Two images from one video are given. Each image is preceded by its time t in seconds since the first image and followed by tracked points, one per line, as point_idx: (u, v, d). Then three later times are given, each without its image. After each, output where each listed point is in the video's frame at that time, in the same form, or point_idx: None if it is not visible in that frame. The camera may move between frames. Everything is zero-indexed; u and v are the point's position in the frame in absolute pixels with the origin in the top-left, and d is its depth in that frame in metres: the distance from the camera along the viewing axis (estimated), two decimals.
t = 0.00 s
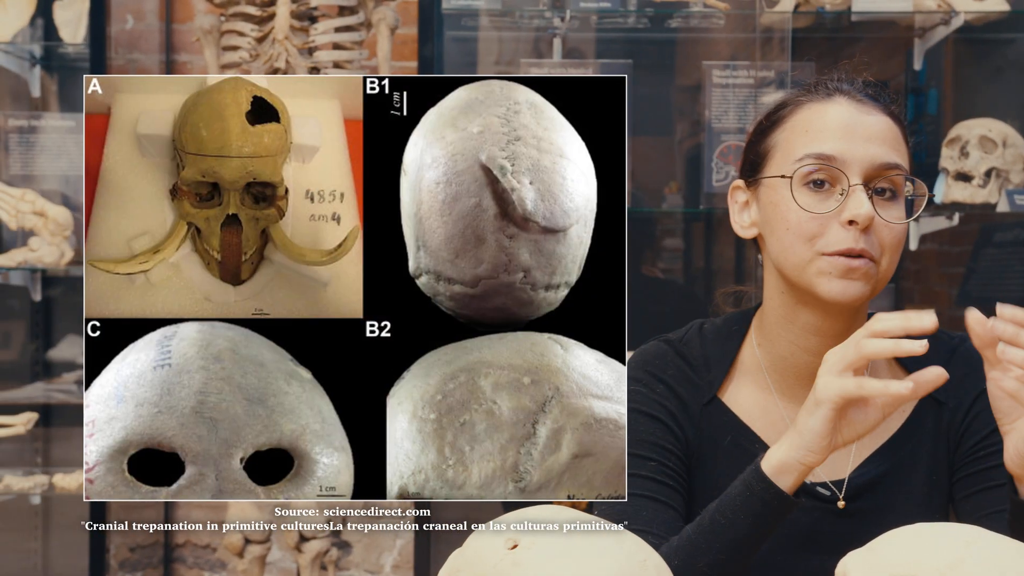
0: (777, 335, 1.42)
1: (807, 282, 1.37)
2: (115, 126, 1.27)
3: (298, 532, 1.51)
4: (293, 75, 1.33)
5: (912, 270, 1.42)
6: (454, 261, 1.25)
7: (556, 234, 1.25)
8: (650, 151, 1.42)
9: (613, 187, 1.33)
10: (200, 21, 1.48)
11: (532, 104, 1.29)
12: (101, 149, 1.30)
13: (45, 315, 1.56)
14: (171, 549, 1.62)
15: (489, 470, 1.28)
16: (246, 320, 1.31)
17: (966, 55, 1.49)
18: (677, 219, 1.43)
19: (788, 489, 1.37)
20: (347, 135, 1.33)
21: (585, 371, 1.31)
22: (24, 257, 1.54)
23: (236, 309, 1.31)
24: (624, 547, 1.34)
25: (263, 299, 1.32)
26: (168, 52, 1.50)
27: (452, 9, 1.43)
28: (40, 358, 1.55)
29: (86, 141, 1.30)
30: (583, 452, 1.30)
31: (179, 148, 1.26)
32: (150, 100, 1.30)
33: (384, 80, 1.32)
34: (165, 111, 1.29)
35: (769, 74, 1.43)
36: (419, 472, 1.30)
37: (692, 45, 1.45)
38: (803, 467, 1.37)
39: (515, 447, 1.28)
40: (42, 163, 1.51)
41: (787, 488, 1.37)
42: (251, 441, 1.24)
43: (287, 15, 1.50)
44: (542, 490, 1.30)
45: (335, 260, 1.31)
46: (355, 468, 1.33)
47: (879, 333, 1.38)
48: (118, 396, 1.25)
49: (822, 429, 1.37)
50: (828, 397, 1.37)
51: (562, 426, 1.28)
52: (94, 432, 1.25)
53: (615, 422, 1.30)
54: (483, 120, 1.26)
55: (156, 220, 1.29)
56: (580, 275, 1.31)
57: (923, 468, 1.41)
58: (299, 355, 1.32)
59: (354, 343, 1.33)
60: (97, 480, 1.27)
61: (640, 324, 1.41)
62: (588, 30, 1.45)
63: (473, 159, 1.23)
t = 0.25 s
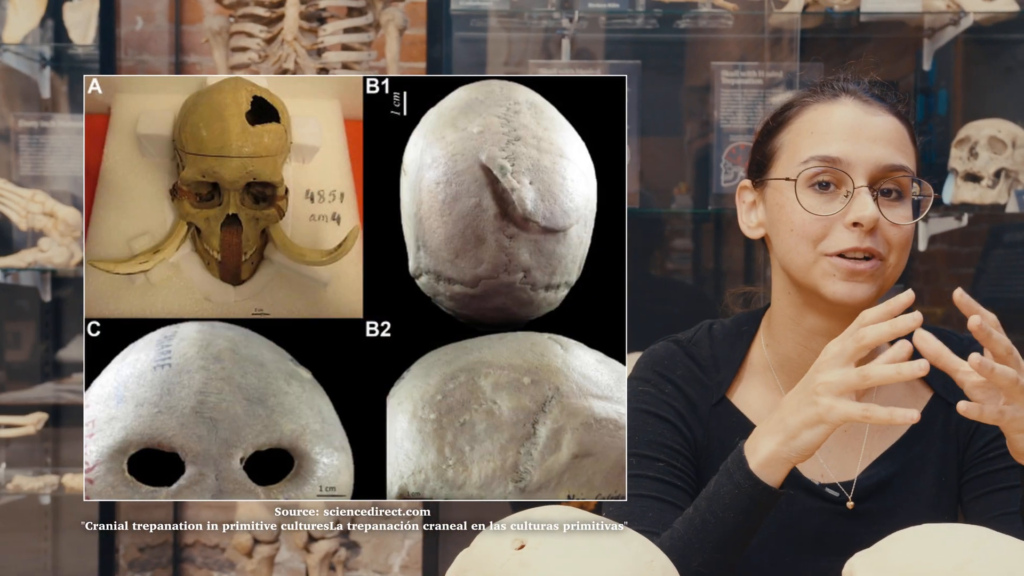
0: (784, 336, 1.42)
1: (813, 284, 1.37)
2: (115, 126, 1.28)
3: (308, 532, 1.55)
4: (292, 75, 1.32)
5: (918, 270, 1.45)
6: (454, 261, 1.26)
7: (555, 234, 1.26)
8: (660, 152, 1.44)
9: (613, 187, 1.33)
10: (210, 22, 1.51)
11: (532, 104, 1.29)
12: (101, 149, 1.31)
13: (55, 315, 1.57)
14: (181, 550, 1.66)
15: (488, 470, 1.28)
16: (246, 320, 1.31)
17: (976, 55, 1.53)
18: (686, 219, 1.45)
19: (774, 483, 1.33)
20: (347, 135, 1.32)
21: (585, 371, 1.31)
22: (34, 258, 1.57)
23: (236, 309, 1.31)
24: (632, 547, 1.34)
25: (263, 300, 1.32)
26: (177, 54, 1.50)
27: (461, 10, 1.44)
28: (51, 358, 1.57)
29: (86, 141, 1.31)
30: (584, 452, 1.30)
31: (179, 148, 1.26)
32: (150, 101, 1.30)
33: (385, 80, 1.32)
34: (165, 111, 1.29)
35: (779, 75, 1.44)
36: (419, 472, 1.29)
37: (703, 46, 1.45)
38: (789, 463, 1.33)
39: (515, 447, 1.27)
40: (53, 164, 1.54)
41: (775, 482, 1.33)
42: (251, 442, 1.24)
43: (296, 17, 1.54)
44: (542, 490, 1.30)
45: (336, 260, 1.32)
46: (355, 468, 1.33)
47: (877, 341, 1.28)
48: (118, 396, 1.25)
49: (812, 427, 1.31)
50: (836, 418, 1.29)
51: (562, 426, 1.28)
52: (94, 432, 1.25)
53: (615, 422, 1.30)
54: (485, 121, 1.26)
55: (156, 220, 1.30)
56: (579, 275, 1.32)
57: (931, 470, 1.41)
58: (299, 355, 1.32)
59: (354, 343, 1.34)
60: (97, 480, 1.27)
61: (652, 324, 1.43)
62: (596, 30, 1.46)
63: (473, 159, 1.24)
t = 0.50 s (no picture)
0: (788, 337, 1.42)
1: (817, 285, 1.37)
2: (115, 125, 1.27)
3: (314, 533, 1.56)
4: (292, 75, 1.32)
5: (924, 270, 1.45)
6: (454, 261, 1.26)
7: (556, 234, 1.26)
8: (667, 153, 1.46)
9: (613, 187, 1.32)
10: (217, 24, 1.53)
11: (533, 104, 1.29)
12: (101, 149, 1.30)
13: (63, 316, 1.57)
14: (187, 551, 1.71)
15: (488, 470, 1.28)
16: (246, 320, 1.31)
17: (982, 56, 1.53)
18: (693, 221, 1.45)
19: (769, 486, 1.32)
20: (347, 135, 1.32)
21: (585, 371, 1.31)
22: (42, 259, 1.57)
23: (236, 309, 1.31)
24: (634, 548, 1.34)
25: (263, 300, 1.31)
26: (185, 55, 1.54)
27: (467, 12, 1.45)
28: (59, 359, 1.57)
29: (86, 141, 1.30)
30: (584, 452, 1.30)
31: (179, 149, 1.26)
32: (150, 101, 1.29)
33: (385, 80, 1.32)
34: (165, 111, 1.29)
35: (785, 77, 1.45)
36: (419, 472, 1.29)
37: (709, 48, 1.47)
38: (784, 465, 1.32)
39: (515, 447, 1.28)
40: (61, 165, 1.56)
41: (771, 484, 1.32)
42: (251, 441, 1.25)
43: (302, 18, 1.57)
44: (542, 490, 1.30)
45: (336, 260, 1.31)
46: (355, 468, 1.32)
47: (879, 349, 1.28)
48: (118, 396, 1.25)
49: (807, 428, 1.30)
50: (835, 425, 1.28)
51: (562, 426, 1.28)
52: (94, 433, 1.25)
53: (615, 422, 1.30)
54: (484, 121, 1.26)
55: (156, 220, 1.29)
56: (580, 275, 1.32)
57: (935, 472, 1.40)
58: (299, 355, 1.32)
59: (354, 343, 1.33)
60: (97, 480, 1.27)
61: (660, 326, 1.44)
62: (603, 32, 1.47)
63: (473, 159, 1.24)
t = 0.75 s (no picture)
0: (791, 338, 1.42)
1: (820, 286, 1.37)
2: (115, 125, 1.28)
3: (319, 534, 1.58)
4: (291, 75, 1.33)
5: (925, 272, 1.45)
6: (454, 261, 1.26)
7: (556, 234, 1.26)
8: (670, 153, 1.45)
9: (613, 187, 1.33)
10: (222, 25, 1.55)
11: (533, 104, 1.29)
12: (101, 149, 1.31)
13: (69, 316, 1.58)
14: (193, 552, 1.70)
15: (488, 470, 1.28)
16: (246, 320, 1.32)
17: (987, 57, 1.54)
18: (698, 222, 1.45)
19: (771, 492, 1.35)
20: (347, 135, 1.33)
21: (585, 371, 1.31)
22: (47, 259, 1.60)
23: (236, 309, 1.32)
24: (637, 550, 1.34)
25: (264, 301, 1.32)
26: (190, 57, 1.54)
27: (472, 14, 1.46)
28: (66, 360, 1.59)
29: (86, 141, 1.31)
30: (583, 452, 1.30)
31: (179, 148, 1.26)
32: (150, 101, 1.29)
33: (385, 80, 1.33)
34: (165, 111, 1.29)
35: (790, 78, 1.45)
36: (419, 472, 1.30)
37: (715, 49, 1.47)
38: (784, 471, 1.35)
39: (515, 447, 1.28)
40: (68, 167, 1.56)
41: (772, 490, 1.35)
42: (251, 442, 1.24)
43: (306, 20, 1.59)
44: (542, 490, 1.30)
45: (336, 260, 1.31)
46: (355, 468, 1.33)
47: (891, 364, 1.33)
48: (118, 396, 1.25)
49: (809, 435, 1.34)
50: (840, 434, 1.33)
51: (562, 426, 1.28)
52: (94, 432, 1.25)
53: (615, 422, 1.30)
54: (485, 121, 1.26)
55: (156, 220, 1.29)
56: (580, 275, 1.32)
57: (939, 475, 1.40)
58: (299, 355, 1.32)
59: (354, 342, 1.34)
60: (97, 480, 1.28)
61: (667, 326, 1.44)
62: (609, 34, 1.48)
63: (473, 159, 1.23)
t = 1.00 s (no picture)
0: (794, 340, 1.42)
1: (822, 286, 1.37)
2: (115, 125, 1.27)
3: (320, 534, 1.60)
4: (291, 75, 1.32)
5: (928, 272, 1.46)
6: (454, 260, 1.26)
7: (555, 234, 1.26)
8: (672, 153, 1.46)
9: (613, 187, 1.33)
10: (224, 25, 1.56)
11: (533, 104, 1.29)
12: (101, 149, 1.31)
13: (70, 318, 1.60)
14: (194, 551, 1.76)
15: (488, 470, 1.28)
16: (246, 320, 1.31)
17: (990, 58, 1.54)
18: (701, 222, 1.45)
19: (743, 476, 1.38)
20: (347, 135, 1.32)
21: (585, 371, 1.31)
22: (49, 259, 1.62)
23: (236, 309, 1.31)
24: (637, 550, 1.36)
25: (263, 301, 1.31)
26: (191, 57, 1.55)
27: (473, 14, 1.46)
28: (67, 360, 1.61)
29: (86, 141, 1.30)
30: (583, 452, 1.30)
31: (179, 148, 1.26)
32: (150, 101, 1.29)
33: (384, 80, 1.32)
34: (165, 111, 1.29)
35: (792, 78, 1.45)
36: (419, 472, 1.29)
37: (716, 49, 1.48)
38: (754, 453, 1.39)
39: (515, 447, 1.28)
40: (69, 166, 1.58)
41: (744, 473, 1.38)
42: (251, 441, 1.24)
43: (309, 20, 1.60)
44: (542, 490, 1.30)
45: (336, 260, 1.31)
46: (355, 468, 1.32)
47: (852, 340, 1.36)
48: (118, 396, 1.25)
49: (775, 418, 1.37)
50: (802, 413, 1.36)
51: (562, 426, 1.28)
52: (94, 432, 1.26)
53: (615, 422, 1.30)
54: (485, 121, 1.26)
55: (156, 220, 1.29)
56: (580, 275, 1.32)
57: (940, 475, 1.40)
58: (299, 355, 1.32)
59: (354, 343, 1.33)
60: (97, 480, 1.28)
61: (668, 326, 1.44)
62: (611, 34, 1.48)
63: (473, 159, 1.23)
